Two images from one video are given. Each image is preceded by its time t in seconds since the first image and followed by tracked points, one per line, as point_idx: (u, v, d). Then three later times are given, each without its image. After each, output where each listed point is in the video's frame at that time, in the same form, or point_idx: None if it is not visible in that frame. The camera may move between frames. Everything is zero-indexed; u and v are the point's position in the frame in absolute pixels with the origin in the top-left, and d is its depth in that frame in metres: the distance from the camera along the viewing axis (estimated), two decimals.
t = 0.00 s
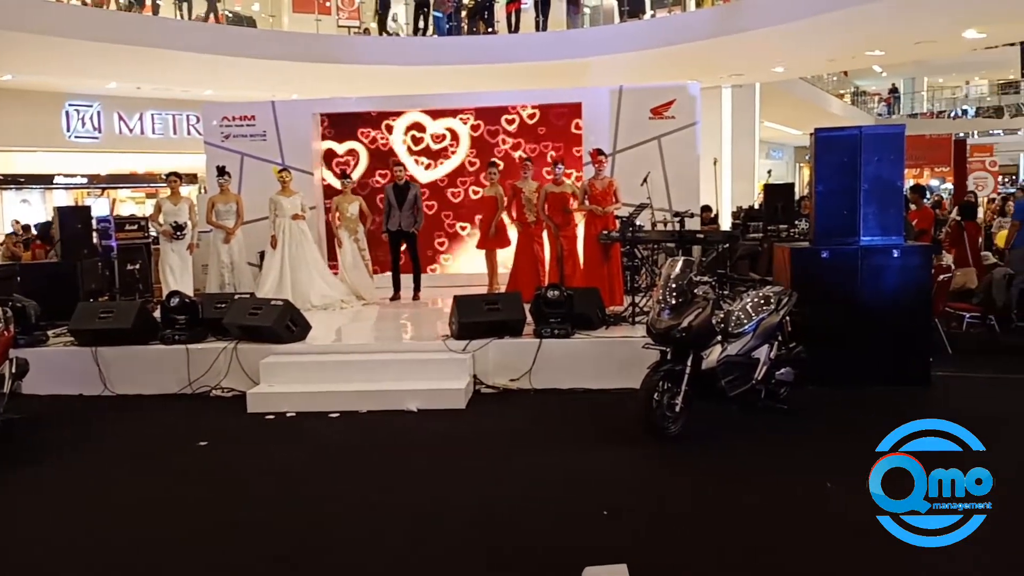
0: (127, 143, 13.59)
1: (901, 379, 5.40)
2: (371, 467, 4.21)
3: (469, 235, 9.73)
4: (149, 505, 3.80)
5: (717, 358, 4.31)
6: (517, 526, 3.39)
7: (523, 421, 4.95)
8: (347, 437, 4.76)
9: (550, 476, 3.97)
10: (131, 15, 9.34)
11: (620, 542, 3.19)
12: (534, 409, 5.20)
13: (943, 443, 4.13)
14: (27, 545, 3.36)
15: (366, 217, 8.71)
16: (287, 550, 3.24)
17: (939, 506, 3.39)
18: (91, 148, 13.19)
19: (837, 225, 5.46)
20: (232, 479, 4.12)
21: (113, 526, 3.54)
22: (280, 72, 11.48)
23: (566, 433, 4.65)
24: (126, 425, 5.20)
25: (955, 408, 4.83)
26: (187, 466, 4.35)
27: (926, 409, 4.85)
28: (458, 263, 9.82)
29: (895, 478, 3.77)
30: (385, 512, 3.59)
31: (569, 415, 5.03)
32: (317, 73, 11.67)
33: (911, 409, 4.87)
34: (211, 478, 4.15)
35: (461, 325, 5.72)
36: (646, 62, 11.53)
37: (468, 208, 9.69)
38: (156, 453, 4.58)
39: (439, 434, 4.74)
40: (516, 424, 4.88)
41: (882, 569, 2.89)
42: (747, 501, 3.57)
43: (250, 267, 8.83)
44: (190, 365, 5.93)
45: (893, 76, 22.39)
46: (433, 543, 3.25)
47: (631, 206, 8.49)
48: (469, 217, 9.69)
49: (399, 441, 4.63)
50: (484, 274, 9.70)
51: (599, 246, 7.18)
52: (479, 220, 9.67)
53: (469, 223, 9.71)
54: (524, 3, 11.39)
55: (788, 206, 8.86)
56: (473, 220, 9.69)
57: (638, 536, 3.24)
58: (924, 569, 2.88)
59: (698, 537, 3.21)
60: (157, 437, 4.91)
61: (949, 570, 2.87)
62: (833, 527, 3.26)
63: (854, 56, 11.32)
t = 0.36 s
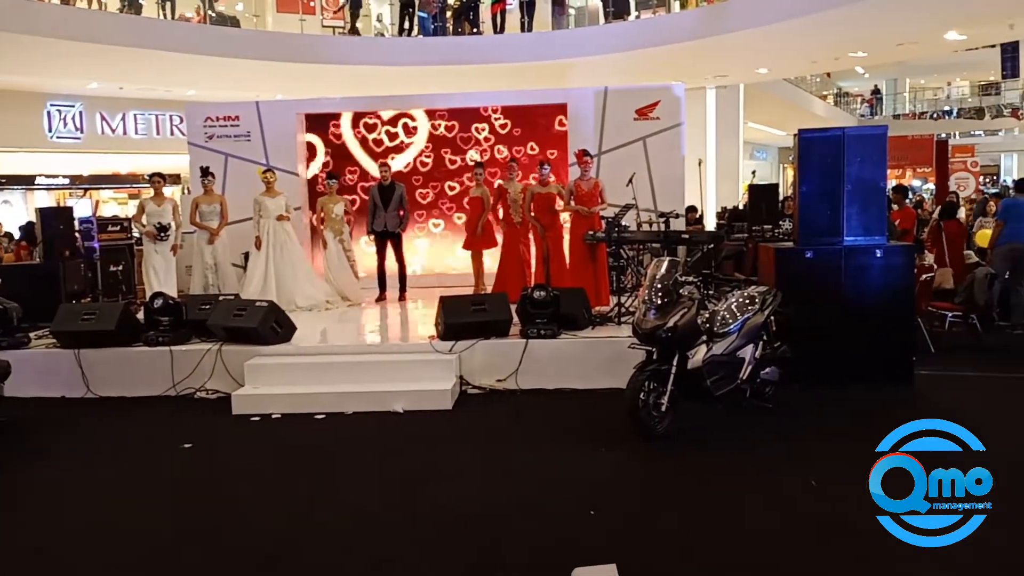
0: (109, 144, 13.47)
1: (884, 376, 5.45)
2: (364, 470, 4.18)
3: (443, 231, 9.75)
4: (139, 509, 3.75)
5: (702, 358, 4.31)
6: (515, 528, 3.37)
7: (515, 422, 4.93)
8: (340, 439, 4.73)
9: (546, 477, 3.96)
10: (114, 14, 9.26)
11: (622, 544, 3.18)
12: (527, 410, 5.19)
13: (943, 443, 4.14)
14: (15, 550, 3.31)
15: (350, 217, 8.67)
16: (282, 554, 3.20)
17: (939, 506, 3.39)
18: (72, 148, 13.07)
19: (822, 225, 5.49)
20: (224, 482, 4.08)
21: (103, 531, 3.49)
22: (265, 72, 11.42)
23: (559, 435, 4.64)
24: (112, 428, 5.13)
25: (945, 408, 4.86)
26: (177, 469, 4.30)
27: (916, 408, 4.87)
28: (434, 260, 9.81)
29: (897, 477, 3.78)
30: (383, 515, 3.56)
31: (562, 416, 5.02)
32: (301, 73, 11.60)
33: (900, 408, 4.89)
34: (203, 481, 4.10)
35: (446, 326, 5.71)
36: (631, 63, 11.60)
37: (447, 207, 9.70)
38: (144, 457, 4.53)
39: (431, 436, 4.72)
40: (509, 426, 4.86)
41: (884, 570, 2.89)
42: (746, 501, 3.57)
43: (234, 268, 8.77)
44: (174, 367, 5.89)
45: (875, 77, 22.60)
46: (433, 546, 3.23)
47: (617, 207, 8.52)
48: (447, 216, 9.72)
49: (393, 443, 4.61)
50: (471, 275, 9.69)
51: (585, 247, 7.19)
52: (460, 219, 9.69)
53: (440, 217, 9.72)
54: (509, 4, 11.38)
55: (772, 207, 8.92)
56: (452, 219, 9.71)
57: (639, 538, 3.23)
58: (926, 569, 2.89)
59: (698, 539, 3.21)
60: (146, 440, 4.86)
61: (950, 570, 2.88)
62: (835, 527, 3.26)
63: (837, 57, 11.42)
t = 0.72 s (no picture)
0: (97, 145, 13.39)
1: (874, 376, 5.49)
2: (362, 472, 4.17)
3: (420, 229, 9.71)
4: (135, 512, 3.73)
5: (692, 360, 4.35)
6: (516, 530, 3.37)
7: (510, 424, 4.93)
8: (336, 441, 4.72)
9: (546, 479, 3.96)
10: (102, 15, 9.22)
11: (624, 546, 3.19)
12: (523, 411, 5.20)
13: (944, 443, 4.16)
14: (11, 555, 3.28)
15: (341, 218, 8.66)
16: (281, 557, 3.19)
17: (940, 506, 3.42)
18: (60, 149, 12.98)
19: (811, 227, 5.53)
20: (220, 485, 4.06)
21: (100, 535, 3.47)
22: (255, 73, 11.39)
23: (554, 436, 4.65)
24: (105, 431, 5.10)
25: (937, 408, 4.89)
26: (172, 472, 4.28)
27: (908, 409, 4.91)
28: (413, 260, 9.76)
29: (898, 477, 3.81)
30: (383, 517, 3.56)
31: (556, 417, 5.03)
32: (290, 74, 11.56)
33: (893, 409, 4.92)
34: (199, 484, 4.08)
35: (438, 327, 5.71)
36: (621, 65, 11.64)
37: (425, 206, 9.67)
38: (139, 460, 4.50)
39: (426, 437, 4.71)
40: (504, 427, 4.86)
41: (885, 570, 2.91)
42: (746, 502, 3.59)
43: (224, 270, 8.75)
44: (165, 369, 5.87)
45: (864, 80, 22.75)
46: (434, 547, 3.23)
47: (607, 208, 8.54)
48: (426, 216, 9.68)
49: (391, 445, 4.60)
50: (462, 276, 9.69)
51: (576, 248, 7.21)
52: (439, 220, 9.67)
53: (418, 215, 9.69)
54: (499, 5, 11.35)
55: (762, 209, 8.96)
56: (431, 219, 9.68)
57: (641, 539, 3.24)
58: (928, 569, 2.91)
59: (700, 539, 3.22)
60: (141, 442, 4.84)
61: (952, 570, 2.90)
62: (835, 527, 3.29)
63: (825, 60, 11.50)
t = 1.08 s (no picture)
0: (90, 143, 13.33)
1: (868, 376, 5.50)
2: (358, 472, 4.15)
3: (410, 227, 9.69)
4: (130, 512, 3.71)
5: (687, 358, 4.37)
6: (515, 530, 3.36)
7: (506, 423, 4.92)
8: (333, 440, 4.70)
9: (545, 478, 3.95)
10: (95, 13, 9.17)
11: (624, 545, 3.18)
12: (519, 411, 5.18)
13: (943, 443, 4.15)
14: (5, 556, 3.26)
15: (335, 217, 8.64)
16: (278, 557, 3.18)
17: (939, 506, 3.41)
18: (53, 148, 12.92)
19: (806, 227, 5.54)
20: (216, 485, 4.04)
21: (95, 535, 3.45)
22: (249, 71, 11.34)
23: (551, 435, 4.64)
24: (99, 430, 5.08)
25: (934, 407, 4.90)
26: (168, 472, 4.26)
27: (905, 408, 4.91)
28: (396, 257, 9.76)
29: (897, 477, 3.80)
30: (381, 517, 3.55)
31: (553, 416, 5.02)
32: (284, 73, 11.52)
33: (889, 408, 4.93)
34: (194, 484, 4.06)
35: (433, 327, 5.72)
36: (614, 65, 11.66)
37: (407, 204, 9.67)
38: (133, 460, 4.48)
39: (422, 437, 4.70)
40: (501, 427, 4.85)
41: (887, 570, 2.90)
42: (745, 502, 3.58)
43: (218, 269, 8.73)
44: (158, 368, 5.85)
45: (857, 80, 22.81)
46: (433, 547, 3.22)
47: (602, 208, 8.55)
48: (408, 213, 9.68)
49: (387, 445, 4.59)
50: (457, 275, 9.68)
51: (570, 248, 7.22)
52: (420, 220, 9.68)
53: (404, 213, 9.68)
54: (494, 4, 11.35)
55: (757, 208, 8.97)
56: (417, 217, 9.68)
57: (641, 539, 3.23)
58: (929, 570, 2.90)
59: (700, 539, 3.21)
60: (136, 442, 4.82)
61: (953, 570, 2.90)
62: (835, 527, 3.28)
63: (819, 60, 11.53)
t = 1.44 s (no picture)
0: (85, 142, 13.29)
1: (866, 376, 5.52)
2: (358, 472, 4.15)
3: (407, 227, 9.69)
4: (130, 513, 3.69)
5: (685, 358, 4.36)
6: (516, 530, 3.36)
7: (505, 423, 4.93)
8: (332, 441, 4.69)
9: (544, 478, 3.95)
10: (89, 11, 9.14)
11: (625, 545, 3.18)
12: (517, 410, 5.19)
13: (943, 444, 4.16)
14: (4, 556, 3.25)
15: (332, 217, 8.62)
16: (279, 558, 3.17)
17: (939, 506, 3.42)
18: (48, 147, 12.87)
19: (802, 227, 5.56)
20: (215, 485, 4.03)
21: (94, 536, 3.44)
22: (244, 70, 11.32)
23: (550, 436, 4.64)
24: (96, 430, 5.07)
25: (932, 407, 4.92)
26: (166, 472, 4.25)
27: (903, 408, 4.93)
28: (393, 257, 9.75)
29: (897, 477, 3.81)
30: (381, 517, 3.55)
31: (551, 416, 5.02)
32: (280, 72, 11.49)
33: (887, 408, 4.95)
34: (193, 484, 4.05)
35: (431, 326, 5.71)
36: (610, 65, 11.68)
37: (403, 203, 9.67)
38: (132, 460, 4.47)
39: (422, 437, 4.70)
40: (500, 427, 4.85)
41: (888, 570, 2.91)
42: (745, 502, 3.59)
43: (214, 268, 8.70)
44: (155, 368, 5.84)
45: (851, 81, 22.89)
46: (434, 548, 3.21)
47: (599, 208, 8.56)
48: (404, 213, 9.68)
49: (386, 445, 4.58)
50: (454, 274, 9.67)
51: (567, 247, 7.23)
52: (417, 220, 9.68)
53: (401, 212, 9.68)
54: (490, 4, 11.36)
55: (752, 208, 9.01)
56: (413, 216, 9.68)
57: (642, 539, 3.23)
58: (931, 569, 2.91)
59: (701, 539, 3.22)
60: (133, 442, 4.80)
61: (955, 569, 2.91)
62: (835, 527, 3.29)
63: (814, 60, 11.56)
